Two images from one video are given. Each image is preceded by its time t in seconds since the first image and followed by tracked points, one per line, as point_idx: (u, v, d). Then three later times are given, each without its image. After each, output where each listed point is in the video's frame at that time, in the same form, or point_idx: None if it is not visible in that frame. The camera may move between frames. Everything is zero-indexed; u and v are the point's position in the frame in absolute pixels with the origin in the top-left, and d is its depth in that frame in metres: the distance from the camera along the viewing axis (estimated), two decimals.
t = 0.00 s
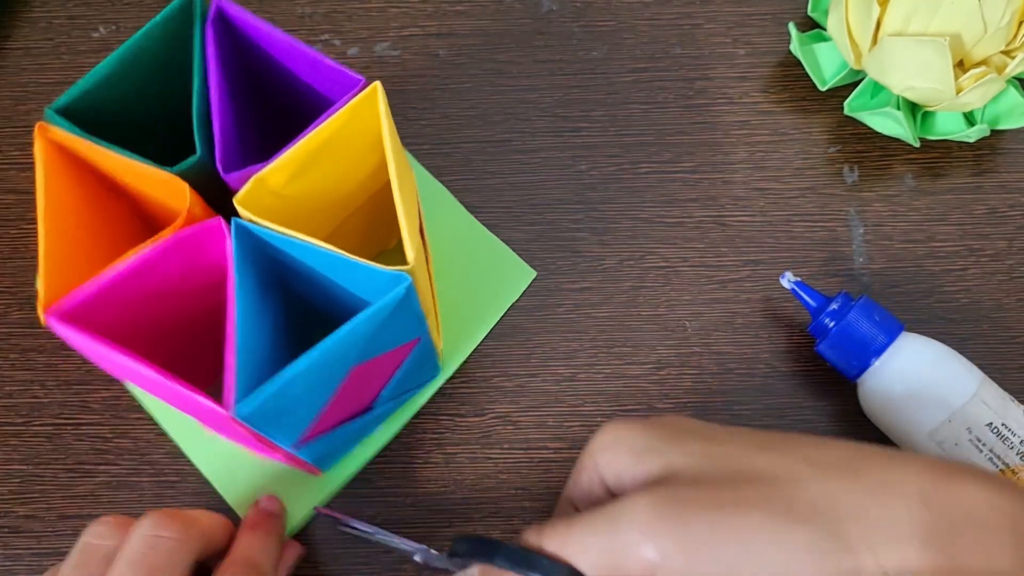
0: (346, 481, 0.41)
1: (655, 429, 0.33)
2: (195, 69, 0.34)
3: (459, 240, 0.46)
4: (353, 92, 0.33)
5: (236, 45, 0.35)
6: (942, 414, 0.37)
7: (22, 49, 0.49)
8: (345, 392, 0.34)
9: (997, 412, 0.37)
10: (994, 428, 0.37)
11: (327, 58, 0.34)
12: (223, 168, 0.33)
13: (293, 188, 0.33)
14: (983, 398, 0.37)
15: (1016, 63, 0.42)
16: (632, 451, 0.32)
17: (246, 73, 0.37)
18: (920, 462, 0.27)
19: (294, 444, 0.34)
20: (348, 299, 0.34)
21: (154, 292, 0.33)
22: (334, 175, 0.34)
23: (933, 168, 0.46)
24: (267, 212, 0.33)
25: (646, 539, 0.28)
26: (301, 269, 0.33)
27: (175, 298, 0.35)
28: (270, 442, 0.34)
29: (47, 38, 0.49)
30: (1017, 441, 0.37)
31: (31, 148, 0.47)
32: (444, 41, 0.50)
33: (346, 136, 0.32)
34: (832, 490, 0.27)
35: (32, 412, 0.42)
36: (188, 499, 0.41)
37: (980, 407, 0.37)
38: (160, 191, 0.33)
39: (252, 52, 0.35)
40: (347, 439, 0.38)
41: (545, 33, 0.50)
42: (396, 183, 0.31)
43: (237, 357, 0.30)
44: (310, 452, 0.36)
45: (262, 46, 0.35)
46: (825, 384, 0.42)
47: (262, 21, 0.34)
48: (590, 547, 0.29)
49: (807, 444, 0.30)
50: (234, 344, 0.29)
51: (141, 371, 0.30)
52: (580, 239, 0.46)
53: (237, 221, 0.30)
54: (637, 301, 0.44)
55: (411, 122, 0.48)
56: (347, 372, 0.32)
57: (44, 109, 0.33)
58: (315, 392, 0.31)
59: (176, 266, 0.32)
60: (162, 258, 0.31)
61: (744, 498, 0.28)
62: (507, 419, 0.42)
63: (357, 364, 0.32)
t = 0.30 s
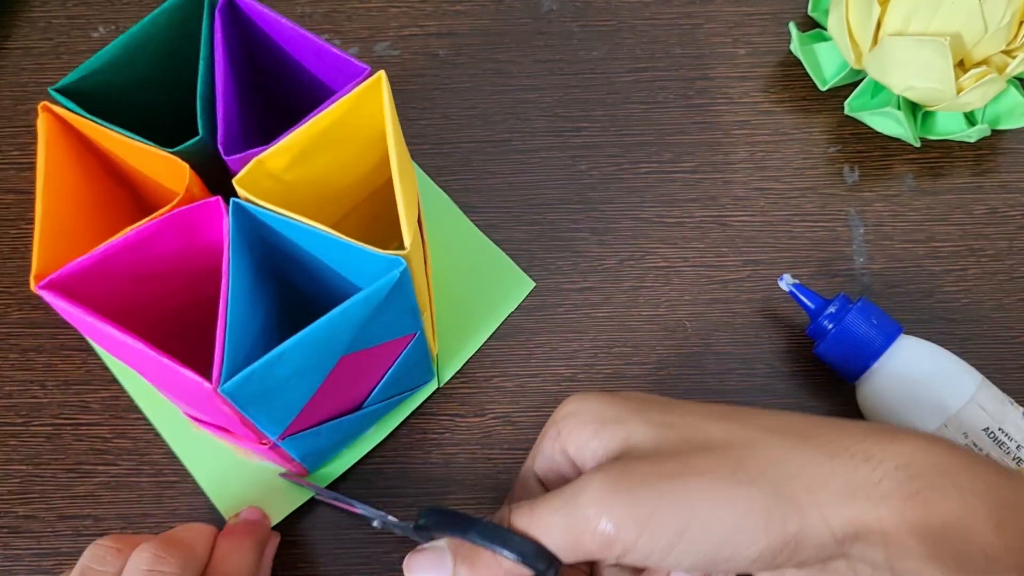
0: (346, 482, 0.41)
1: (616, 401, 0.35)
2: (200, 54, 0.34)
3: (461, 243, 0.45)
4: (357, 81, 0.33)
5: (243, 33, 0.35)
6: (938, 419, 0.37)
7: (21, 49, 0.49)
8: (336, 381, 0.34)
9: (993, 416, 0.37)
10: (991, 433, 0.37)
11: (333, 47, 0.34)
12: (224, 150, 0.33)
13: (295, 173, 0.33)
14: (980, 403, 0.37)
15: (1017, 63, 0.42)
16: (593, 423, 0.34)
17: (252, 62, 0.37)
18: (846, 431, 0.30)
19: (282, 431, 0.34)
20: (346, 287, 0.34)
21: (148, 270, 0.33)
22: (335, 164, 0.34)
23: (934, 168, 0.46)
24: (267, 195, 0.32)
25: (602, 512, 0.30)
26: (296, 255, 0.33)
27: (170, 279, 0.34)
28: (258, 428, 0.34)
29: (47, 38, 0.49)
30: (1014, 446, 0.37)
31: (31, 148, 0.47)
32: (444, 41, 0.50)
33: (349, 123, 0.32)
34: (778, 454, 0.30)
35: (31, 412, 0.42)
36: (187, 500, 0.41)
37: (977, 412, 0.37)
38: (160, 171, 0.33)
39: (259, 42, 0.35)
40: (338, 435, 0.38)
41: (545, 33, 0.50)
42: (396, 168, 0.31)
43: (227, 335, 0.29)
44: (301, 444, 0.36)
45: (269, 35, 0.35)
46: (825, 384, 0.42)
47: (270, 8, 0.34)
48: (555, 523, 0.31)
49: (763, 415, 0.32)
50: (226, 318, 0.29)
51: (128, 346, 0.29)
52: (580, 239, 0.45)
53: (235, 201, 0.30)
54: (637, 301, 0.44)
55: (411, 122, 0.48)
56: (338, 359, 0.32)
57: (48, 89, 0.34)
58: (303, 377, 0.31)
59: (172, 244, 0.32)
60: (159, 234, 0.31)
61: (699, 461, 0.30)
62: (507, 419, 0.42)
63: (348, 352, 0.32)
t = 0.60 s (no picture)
0: (346, 482, 0.41)
1: (622, 437, 0.34)
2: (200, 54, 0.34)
3: (463, 242, 0.45)
4: (358, 78, 0.33)
5: (243, 32, 0.35)
6: (937, 421, 0.37)
7: (21, 49, 0.49)
8: (340, 379, 0.34)
9: (992, 419, 0.37)
10: (989, 435, 0.37)
11: (331, 45, 0.34)
12: (225, 150, 0.33)
13: (296, 172, 0.33)
14: (978, 404, 0.37)
15: (1017, 63, 0.42)
16: (596, 467, 0.33)
17: (252, 61, 0.37)
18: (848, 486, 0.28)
19: (288, 431, 0.34)
20: (349, 286, 0.34)
21: (151, 272, 0.33)
22: (336, 162, 0.34)
23: (934, 168, 0.46)
24: (268, 194, 0.32)
25: None
26: (299, 253, 0.33)
27: (173, 280, 0.34)
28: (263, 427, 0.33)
29: (47, 37, 0.49)
30: (1012, 448, 0.37)
31: (31, 148, 0.47)
32: (444, 41, 0.50)
33: (349, 121, 0.32)
34: (778, 514, 0.28)
35: (31, 412, 0.42)
36: (187, 500, 0.41)
37: (976, 414, 0.37)
38: (161, 172, 0.33)
39: (258, 41, 0.35)
40: (342, 434, 0.38)
41: (545, 33, 0.50)
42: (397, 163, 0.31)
43: (233, 336, 0.29)
44: (306, 443, 0.36)
45: (268, 33, 0.35)
46: (825, 384, 0.42)
47: (268, 7, 0.34)
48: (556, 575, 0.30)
49: (780, 468, 0.30)
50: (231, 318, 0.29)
51: (133, 349, 0.29)
52: (580, 239, 0.45)
53: (238, 200, 0.30)
54: (637, 301, 0.44)
55: (411, 122, 0.48)
56: (343, 356, 0.32)
57: (48, 92, 0.34)
58: (310, 375, 0.31)
59: (175, 245, 0.32)
60: (162, 235, 0.31)
61: (696, 514, 0.29)
62: (507, 419, 0.42)
63: (353, 349, 0.32)
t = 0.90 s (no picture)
0: (346, 482, 0.41)
1: (609, 437, 0.35)
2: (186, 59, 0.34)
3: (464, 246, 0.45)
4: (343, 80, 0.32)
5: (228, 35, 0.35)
6: (936, 421, 0.37)
7: (20, 49, 0.49)
8: (331, 382, 0.34)
9: (991, 419, 0.37)
10: (988, 435, 0.37)
11: (316, 47, 0.34)
12: (211, 155, 0.33)
13: (284, 175, 0.33)
14: (978, 405, 0.37)
15: (1017, 63, 0.42)
16: (584, 466, 0.34)
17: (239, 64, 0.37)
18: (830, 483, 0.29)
19: (280, 434, 0.34)
20: (338, 288, 0.34)
21: (141, 277, 0.33)
22: (325, 164, 0.34)
23: (934, 168, 0.46)
24: (255, 198, 0.32)
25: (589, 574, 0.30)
26: (288, 257, 0.33)
27: (163, 284, 0.34)
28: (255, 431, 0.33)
29: (46, 37, 0.49)
30: (1012, 449, 0.37)
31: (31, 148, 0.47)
32: (444, 41, 0.50)
33: (336, 123, 0.32)
34: (759, 510, 0.29)
35: (31, 412, 0.42)
36: (187, 500, 0.41)
37: (976, 414, 0.37)
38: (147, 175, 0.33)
39: (244, 44, 0.35)
40: (334, 434, 0.38)
41: (545, 33, 0.50)
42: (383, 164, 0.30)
43: (221, 341, 0.29)
44: (298, 444, 0.36)
45: (252, 35, 0.35)
46: (825, 384, 0.42)
47: (252, 10, 0.34)
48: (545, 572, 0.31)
49: (760, 465, 0.31)
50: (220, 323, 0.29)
51: (121, 355, 0.29)
52: (580, 239, 0.45)
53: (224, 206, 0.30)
54: (637, 301, 0.44)
55: (411, 122, 0.48)
56: (333, 359, 0.32)
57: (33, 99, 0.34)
58: (300, 379, 0.31)
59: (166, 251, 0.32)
60: (150, 240, 0.30)
61: (682, 514, 0.30)
62: (507, 419, 0.42)
63: (343, 352, 0.32)
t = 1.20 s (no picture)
0: (346, 482, 0.41)
1: (592, 425, 0.34)
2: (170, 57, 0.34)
3: (461, 251, 0.45)
4: (328, 75, 0.32)
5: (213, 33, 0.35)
6: (935, 421, 0.37)
7: (20, 48, 0.49)
8: (320, 376, 0.34)
9: (990, 419, 0.37)
10: (987, 436, 0.37)
11: (301, 42, 0.34)
12: (196, 151, 0.33)
13: (270, 171, 0.33)
14: (977, 405, 0.37)
15: (1017, 63, 0.42)
16: (568, 457, 0.33)
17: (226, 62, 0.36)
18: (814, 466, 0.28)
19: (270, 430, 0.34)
20: (326, 282, 0.34)
21: (130, 273, 0.33)
22: (312, 159, 0.34)
23: (934, 168, 0.46)
24: (242, 194, 0.32)
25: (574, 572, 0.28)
26: (276, 253, 0.33)
27: (149, 280, 0.34)
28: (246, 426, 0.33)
29: (46, 37, 0.49)
30: (1011, 449, 0.37)
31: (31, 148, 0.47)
32: (444, 41, 0.50)
33: (321, 118, 0.32)
34: (742, 498, 0.28)
35: (31, 412, 0.42)
36: (186, 500, 0.41)
37: (974, 414, 0.37)
38: (132, 172, 0.33)
39: (230, 41, 0.35)
40: (323, 430, 0.38)
41: (545, 33, 0.50)
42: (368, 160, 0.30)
43: (208, 337, 0.29)
44: (288, 440, 0.36)
45: (236, 33, 0.35)
46: (825, 384, 0.42)
47: (235, 6, 0.34)
48: None
49: (744, 452, 0.30)
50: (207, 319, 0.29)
51: (109, 350, 0.29)
52: (580, 239, 0.45)
53: (210, 201, 0.30)
54: (637, 301, 0.44)
55: (411, 122, 0.48)
56: (322, 353, 0.32)
57: (18, 97, 0.34)
58: (288, 373, 0.31)
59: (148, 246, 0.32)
60: (138, 236, 0.31)
61: (662, 505, 0.29)
62: (507, 419, 0.42)
63: (331, 346, 0.32)
